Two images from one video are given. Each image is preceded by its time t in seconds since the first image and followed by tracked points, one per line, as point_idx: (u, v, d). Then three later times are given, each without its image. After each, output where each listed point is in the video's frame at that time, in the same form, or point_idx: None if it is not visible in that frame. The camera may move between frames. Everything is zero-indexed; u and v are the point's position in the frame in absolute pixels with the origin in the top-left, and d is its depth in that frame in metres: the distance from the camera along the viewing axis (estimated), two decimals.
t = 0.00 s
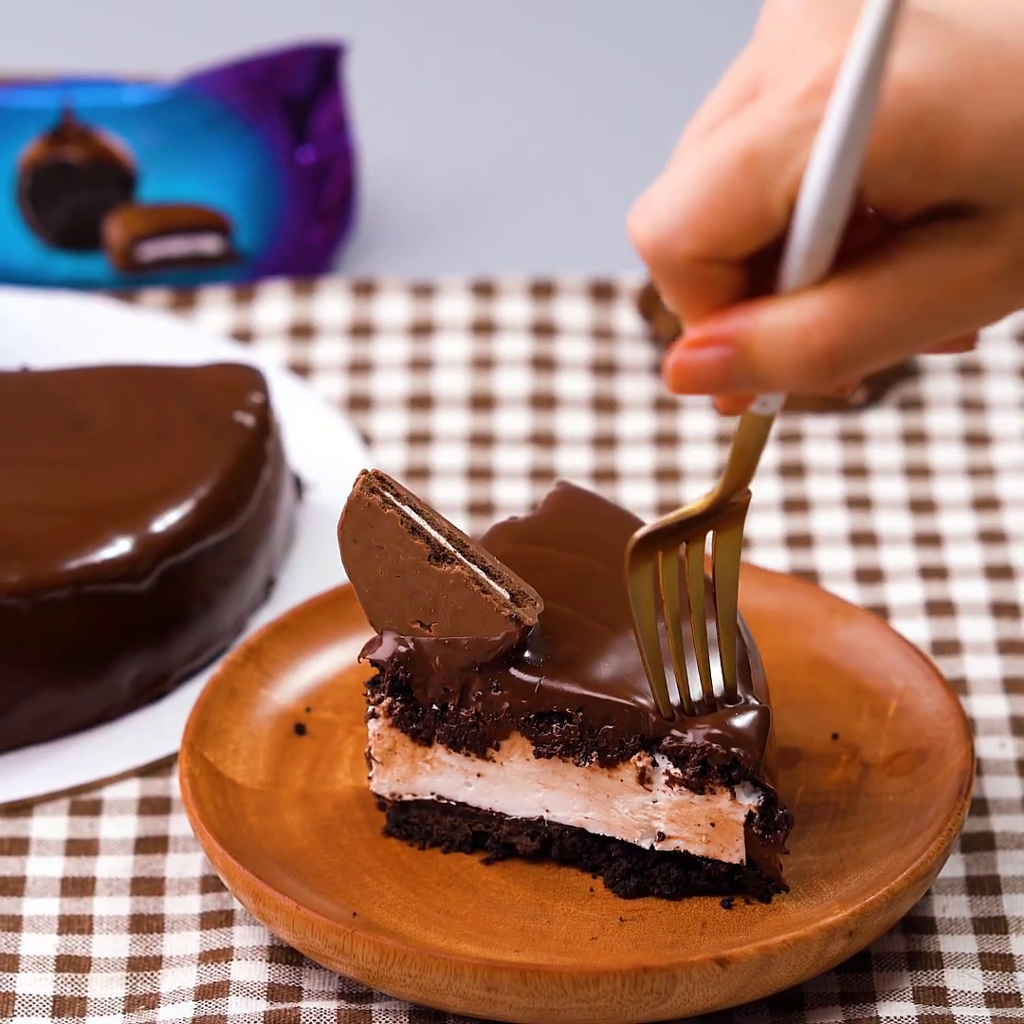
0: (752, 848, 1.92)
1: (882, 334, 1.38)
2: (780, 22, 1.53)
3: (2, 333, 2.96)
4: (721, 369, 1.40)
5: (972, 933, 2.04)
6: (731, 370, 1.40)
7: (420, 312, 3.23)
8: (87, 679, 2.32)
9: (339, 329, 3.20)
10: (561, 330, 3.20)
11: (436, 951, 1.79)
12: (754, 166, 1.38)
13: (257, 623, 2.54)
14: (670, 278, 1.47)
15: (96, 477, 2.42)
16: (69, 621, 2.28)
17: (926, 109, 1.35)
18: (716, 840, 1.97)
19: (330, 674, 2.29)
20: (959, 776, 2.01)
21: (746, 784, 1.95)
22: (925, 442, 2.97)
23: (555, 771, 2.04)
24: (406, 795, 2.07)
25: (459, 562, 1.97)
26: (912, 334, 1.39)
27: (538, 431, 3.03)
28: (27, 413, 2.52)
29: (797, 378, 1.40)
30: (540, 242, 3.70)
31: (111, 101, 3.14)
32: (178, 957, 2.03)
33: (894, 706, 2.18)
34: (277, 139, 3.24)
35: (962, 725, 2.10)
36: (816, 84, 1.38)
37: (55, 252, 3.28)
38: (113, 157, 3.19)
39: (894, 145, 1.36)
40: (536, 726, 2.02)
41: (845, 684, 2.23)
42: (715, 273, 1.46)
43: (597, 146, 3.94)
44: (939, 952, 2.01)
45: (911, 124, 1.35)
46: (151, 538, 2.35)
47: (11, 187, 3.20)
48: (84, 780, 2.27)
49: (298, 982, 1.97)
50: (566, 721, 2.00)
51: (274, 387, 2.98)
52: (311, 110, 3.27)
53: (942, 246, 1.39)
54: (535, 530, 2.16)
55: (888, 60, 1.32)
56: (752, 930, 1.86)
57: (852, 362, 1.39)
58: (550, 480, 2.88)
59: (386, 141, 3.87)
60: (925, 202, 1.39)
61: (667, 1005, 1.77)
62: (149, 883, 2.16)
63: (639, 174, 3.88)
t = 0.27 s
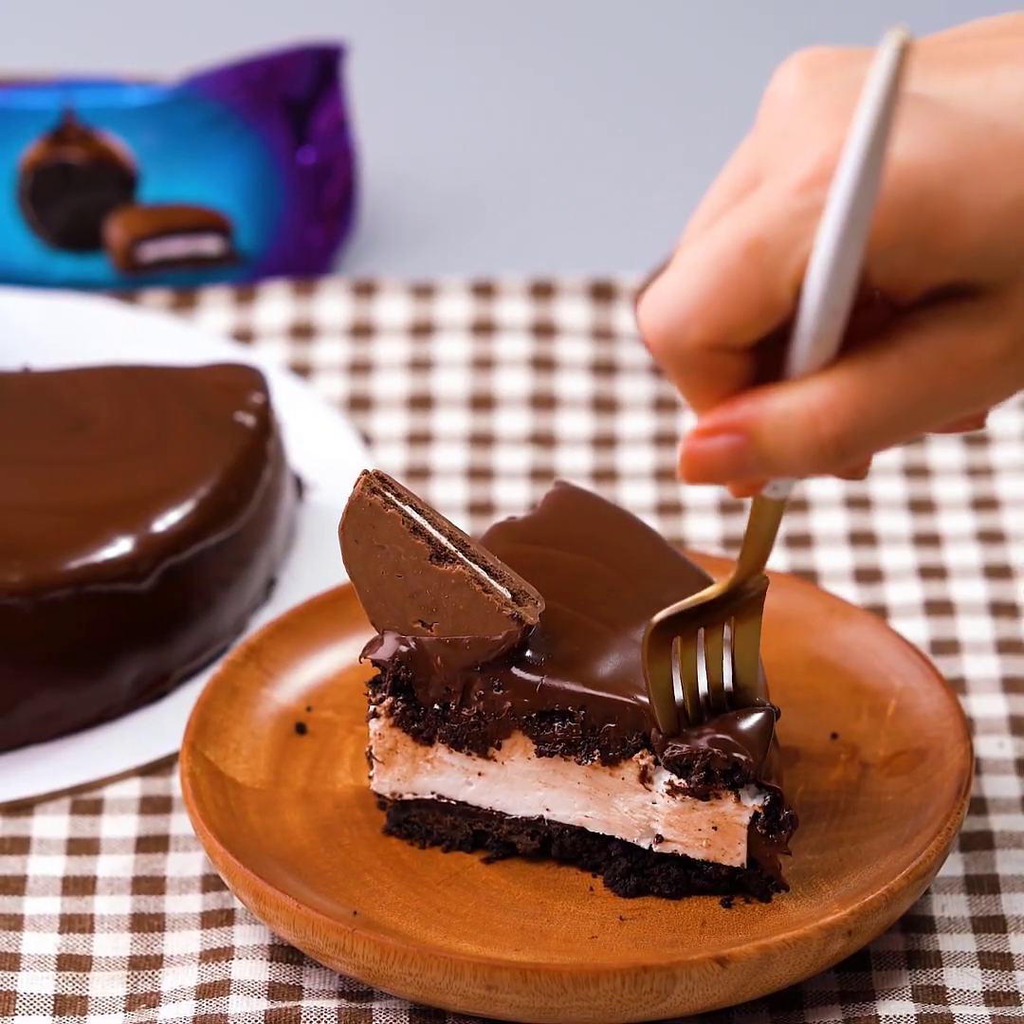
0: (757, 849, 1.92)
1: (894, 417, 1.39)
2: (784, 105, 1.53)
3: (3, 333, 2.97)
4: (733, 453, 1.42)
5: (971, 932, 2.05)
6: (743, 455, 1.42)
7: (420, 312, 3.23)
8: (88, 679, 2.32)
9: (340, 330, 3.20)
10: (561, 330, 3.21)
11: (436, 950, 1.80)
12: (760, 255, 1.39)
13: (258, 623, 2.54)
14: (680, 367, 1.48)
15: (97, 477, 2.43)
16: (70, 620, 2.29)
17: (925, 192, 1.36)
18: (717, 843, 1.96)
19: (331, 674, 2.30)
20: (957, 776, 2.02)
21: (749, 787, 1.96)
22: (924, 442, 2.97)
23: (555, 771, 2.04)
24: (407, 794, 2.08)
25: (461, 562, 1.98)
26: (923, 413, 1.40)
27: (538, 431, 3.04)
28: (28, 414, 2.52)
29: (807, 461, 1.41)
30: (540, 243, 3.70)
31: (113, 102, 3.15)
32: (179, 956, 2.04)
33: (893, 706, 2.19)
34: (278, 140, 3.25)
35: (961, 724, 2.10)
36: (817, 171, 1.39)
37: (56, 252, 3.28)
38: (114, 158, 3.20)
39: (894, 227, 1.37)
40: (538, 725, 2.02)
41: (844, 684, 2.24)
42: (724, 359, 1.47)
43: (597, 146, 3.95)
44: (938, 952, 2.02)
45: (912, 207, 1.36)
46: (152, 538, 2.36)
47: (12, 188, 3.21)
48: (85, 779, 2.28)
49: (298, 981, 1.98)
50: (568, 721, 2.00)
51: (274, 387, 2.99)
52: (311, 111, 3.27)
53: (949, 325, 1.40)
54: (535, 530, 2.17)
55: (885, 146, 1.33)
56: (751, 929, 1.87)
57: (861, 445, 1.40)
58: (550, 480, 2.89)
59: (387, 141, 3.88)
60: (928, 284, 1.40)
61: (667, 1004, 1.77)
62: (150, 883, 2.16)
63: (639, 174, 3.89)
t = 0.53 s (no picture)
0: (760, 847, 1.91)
1: (888, 446, 1.38)
2: (773, 148, 1.53)
3: (5, 333, 2.98)
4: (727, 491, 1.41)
5: (970, 931, 2.05)
6: (736, 491, 1.41)
7: (421, 312, 3.24)
8: (90, 678, 2.33)
9: (340, 330, 3.21)
10: (561, 330, 3.21)
11: (436, 949, 1.81)
12: (748, 285, 1.40)
13: (259, 623, 2.55)
14: (672, 403, 1.49)
15: (98, 477, 2.43)
16: (72, 620, 2.30)
17: (911, 223, 1.38)
18: (717, 846, 1.95)
19: (331, 674, 2.30)
20: (956, 775, 2.02)
21: (750, 793, 1.94)
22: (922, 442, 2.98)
23: (557, 771, 2.04)
24: (408, 794, 2.08)
25: (463, 563, 1.98)
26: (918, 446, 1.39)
27: (538, 430, 3.04)
28: (30, 414, 2.53)
29: (798, 497, 1.40)
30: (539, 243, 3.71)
31: (114, 104, 3.14)
32: (180, 955, 2.04)
33: (893, 706, 2.19)
34: (279, 141, 3.25)
35: (959, 723, 2.11)
36: (803, 201, 1.40)
37: (57, 253, 3.29)
38: (115, 158, 3.20)
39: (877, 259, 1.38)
40: (540, 725, 2.02)
41: (843, 683, 2.24)
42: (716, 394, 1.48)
43: (598, 146, 3.96)
44: (937, 950, 2.02)
45: (896, 238, 1.38)
46: (154, 538, 2.36)
47: (14, 188, 3.21)
48: (87, 778, 2.28)
49: (299, 980, 1.98)
50: (570, 721, 2.01)
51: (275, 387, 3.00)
52: (313, 112, 3.28)
53: (940, 359, 1.39)
54: (536, 531, 2.17)
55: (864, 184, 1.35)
56: (751, 928, 1.87)
57: (854, 480, 1.39)
58: (551, 480, 2.89)
59: (388, 142, 3.88)
60: (916, 319, 1.41)
61: (667, 1003, 1.78)
62: (151, 881, 2.17)
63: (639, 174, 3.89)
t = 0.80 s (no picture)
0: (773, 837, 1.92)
1: (854, 368, 1.46)
2: (753, 84, 1.77)
3: (6, 333, 2.98)
4: (700, 416, 1.49)
5: (969, 930, 2.06)
6: (706, 415, 1.48)
7: (421, 313, 3.25)
8: (91, 677, 2.33)
9: (341, 330, 3.22)
10: (561, 331, 3.22)
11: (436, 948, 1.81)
12: (714, 198, 1.67)
13: (260, 623, 2.55)
14: (645, 318, 1.75)
15: (99, 477, 2.44)
16: (73, 620, 2.30)
17: (869, 133, 1.55)
18: (717, 843, 1.95)
19: (331, 674, 2.31)
20: (955, 774, 2.03)
21: (749, 787, 1.94)
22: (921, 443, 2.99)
23: (557, 770, 2.05)
24: (408, 792, 2.09)
25: (464, 562, 1.99)
26: (886, 369, 1.47)
27: (538, 431, 3.05)
28: (31, 414, 2.54)
29: (765, 417, 1.48)
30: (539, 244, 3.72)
31: (115, 105, 3.15)
32: (181, 954, 2.05)
33: (891, 706, 2.20)
34: (279, 142, 3.26)
35: (958, 722, 2.11)
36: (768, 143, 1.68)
37: (59, 253, 3.30)
38: (116, 159, 3.21)
39: (843, 167, 1.56)
40: (539, 724, 2.03)
41: (842, 683, 2.25)
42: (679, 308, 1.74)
43: (597, 147, 3.96)
44: (936, 949, 2.03)
45: (858, 147, 1.55)
46: (155, 538, 2.37)
47: (15, 190, 3.22)
48: (88, 777, 2.29)
49: (300, 978, 1.99)
50: (570, 718, 2.02)
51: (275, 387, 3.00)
52: (313, 113, 3.29)
53: (911, 279, 1.48)
54: (535, 530, 2.18)
55: (820, 96, 1.52)
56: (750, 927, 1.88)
57: (819, 399, 1.47)
58: (550, 480, 2.90)
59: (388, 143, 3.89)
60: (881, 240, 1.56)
61: (666, 1002, 1.78)
62: (152, 880, 2.17)
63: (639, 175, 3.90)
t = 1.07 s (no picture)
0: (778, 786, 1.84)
1: (820, 209, 1.65)
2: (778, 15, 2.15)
3: (8, 334, 2.99)
4: (677, 263, 1.72)
5: (967, 929, 2.06)
6: (685, 257, 1.71)
7: (421, 314, 3.25)
8: (92, 677, 2.34)
9: (341, 331, 3.22)
10: (561, 331, 3.23)
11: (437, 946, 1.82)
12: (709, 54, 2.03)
13: (260, 622, 2.56)
14: (660, 172, 2.07)
15: (101, 477, 2.45)
16: (74, 620, 2.31)
17: None
18: (721, 789, 1.87)
19: (330, 674, 2.32)
20: (953, 773, 2.03)
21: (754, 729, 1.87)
22: (920, 443, 2.99)
23: (555, 768, 2.06)
24: (408, 791, 2.09)
25: (461, 562, 2.00)
26: (849, 217, 1.65)
27: (538, 431, 3.06)
28: (32, 414, 2.54)
29: (738, 246, 1.67)
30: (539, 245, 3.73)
31: (116, 106, 3.15)
32: (182, 952, 2.06)
33: (890, 705, 2.20)
34: (280, 143, 3.27)
35: (956, 720, 2.12)
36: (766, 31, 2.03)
37: (60, 254, 3.30)
38: (117, 160, 3.21)
39: (826, 19, 1.86)
40: (537, 723, 2.04)
41: (841, 683, 2.26)
42: (675, 163, 2.06)
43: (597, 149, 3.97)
44: (935, 948, 2.03)
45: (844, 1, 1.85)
46: (156, 538, 2.38)
47: (16, 191, 3.22)
48: (89, 776, 2.30)
49: (300, 977, 1.99)
50: (568, 716, 2.02)
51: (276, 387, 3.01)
52: (313, 114, 3.29)
53: (890, 129, 1.69)
54: (535, 530, 2.18)
55: None
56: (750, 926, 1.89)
57: (788, 228, 1.65)
58: (550, 480, 2.91)
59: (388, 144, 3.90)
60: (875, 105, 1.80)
61: (666, 1000, 1.79)
62: (153, 879, 2.18)
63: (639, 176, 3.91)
